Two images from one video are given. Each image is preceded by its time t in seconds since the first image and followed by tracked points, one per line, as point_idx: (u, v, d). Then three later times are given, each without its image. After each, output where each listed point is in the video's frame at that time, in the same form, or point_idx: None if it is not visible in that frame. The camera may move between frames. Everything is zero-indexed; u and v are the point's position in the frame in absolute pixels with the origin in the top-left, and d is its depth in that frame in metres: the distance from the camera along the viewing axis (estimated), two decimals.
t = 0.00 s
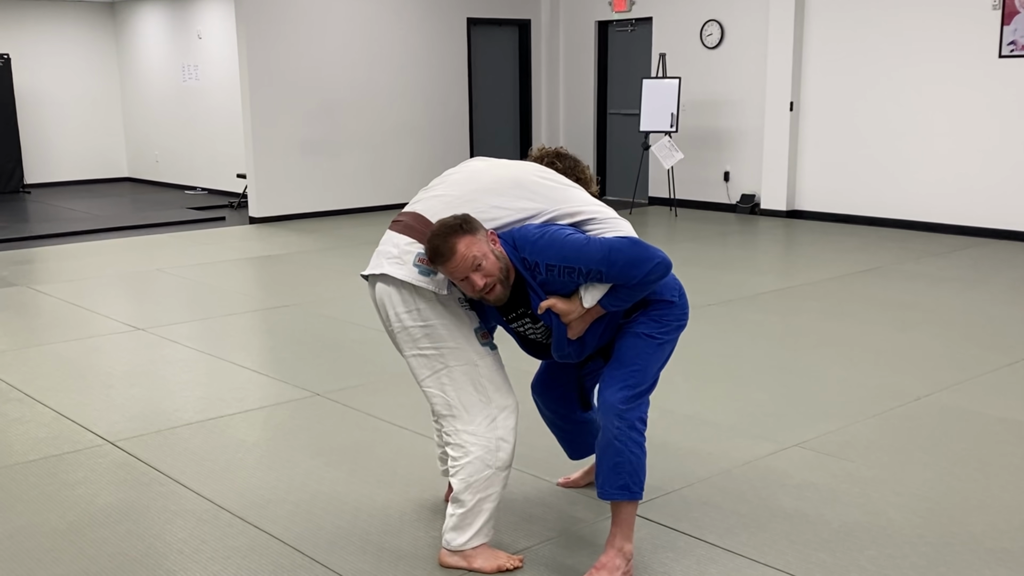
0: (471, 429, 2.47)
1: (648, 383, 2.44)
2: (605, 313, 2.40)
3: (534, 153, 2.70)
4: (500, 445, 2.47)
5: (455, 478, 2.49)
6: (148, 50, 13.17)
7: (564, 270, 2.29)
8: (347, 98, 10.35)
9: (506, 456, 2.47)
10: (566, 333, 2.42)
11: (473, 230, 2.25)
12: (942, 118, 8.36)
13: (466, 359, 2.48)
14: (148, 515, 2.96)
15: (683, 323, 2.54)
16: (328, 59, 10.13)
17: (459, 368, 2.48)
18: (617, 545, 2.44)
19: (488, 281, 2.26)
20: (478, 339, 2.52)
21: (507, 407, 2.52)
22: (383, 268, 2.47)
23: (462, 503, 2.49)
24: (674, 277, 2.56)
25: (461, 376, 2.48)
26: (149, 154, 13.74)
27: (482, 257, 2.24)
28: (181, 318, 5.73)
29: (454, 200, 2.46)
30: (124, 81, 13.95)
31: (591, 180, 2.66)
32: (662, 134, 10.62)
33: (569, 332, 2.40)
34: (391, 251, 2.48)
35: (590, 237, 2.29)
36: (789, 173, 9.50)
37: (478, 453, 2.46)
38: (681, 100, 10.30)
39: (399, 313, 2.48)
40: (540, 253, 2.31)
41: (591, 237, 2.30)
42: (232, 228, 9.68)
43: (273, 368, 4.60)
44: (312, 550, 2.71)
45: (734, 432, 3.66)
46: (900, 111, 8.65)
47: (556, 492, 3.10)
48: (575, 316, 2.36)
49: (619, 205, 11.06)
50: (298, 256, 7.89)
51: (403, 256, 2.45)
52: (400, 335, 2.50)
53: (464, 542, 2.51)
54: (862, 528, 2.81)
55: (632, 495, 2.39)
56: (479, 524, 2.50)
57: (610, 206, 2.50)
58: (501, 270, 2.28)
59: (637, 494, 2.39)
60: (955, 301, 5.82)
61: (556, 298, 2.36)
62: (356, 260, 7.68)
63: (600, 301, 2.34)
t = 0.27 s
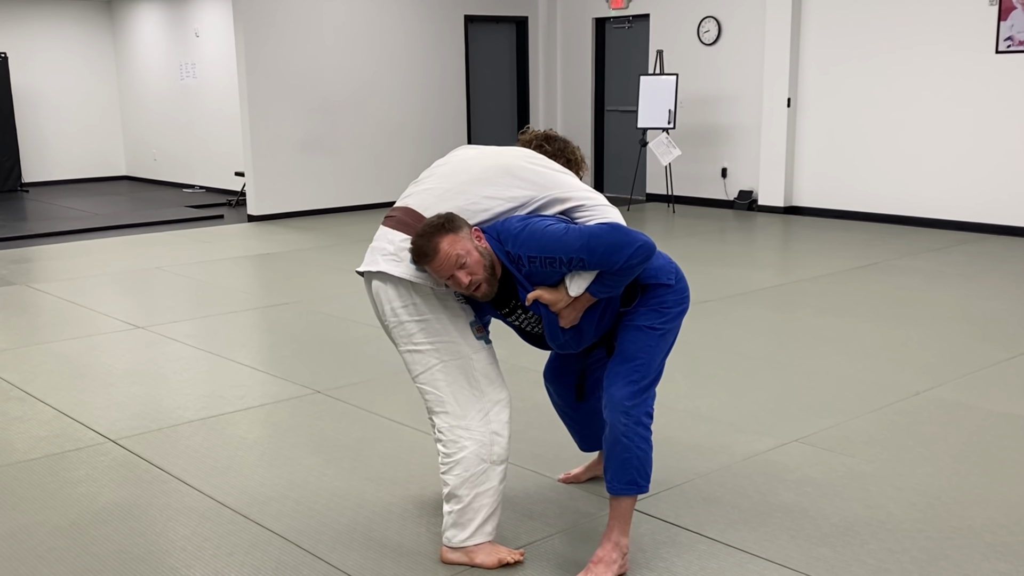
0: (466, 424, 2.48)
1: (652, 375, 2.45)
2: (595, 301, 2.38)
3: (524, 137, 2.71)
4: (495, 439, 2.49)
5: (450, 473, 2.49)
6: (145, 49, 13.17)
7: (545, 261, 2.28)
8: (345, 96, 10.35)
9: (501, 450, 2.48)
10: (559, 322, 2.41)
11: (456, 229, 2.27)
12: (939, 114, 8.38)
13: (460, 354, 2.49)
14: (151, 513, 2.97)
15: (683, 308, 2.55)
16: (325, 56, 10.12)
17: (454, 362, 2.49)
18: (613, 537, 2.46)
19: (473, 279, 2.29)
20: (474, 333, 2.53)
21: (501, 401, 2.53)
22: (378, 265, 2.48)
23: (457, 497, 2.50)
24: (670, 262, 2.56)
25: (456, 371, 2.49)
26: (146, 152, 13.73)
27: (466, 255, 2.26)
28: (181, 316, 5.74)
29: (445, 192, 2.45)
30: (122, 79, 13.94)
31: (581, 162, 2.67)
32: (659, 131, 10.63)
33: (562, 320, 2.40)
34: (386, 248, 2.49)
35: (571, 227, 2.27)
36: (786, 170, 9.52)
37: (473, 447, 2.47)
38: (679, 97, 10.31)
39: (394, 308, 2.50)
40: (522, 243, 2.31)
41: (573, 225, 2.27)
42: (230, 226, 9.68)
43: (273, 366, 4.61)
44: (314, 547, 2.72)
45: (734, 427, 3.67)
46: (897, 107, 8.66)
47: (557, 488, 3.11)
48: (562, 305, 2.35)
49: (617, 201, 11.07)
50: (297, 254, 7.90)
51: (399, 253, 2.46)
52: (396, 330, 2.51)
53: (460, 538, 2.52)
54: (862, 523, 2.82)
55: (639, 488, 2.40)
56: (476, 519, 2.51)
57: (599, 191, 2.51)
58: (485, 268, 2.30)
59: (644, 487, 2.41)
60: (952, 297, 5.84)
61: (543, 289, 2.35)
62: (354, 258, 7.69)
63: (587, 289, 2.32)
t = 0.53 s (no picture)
0: (466, 424, 2.48)
1: (651, 375, 2.44)
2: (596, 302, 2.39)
3: (522, 132, 2.67)
4: (495, 438, 2.48)
5: (451, 473, 2.49)
6: (143, 47, 13.15)
7: (546, 265, 2.28)
8: (342, 94, 10.34)
9: (501, 449, 2.47)
10: (562, 323, 2.42)
11: (460, 239, 2.28)
12: (938, 111, 8.38)
13: (461, 353, 2.48)
14: (151, 511, 2.97)
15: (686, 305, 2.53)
16: (323, 55, 10.11)
17: (454, 361, 2.48)
18: (603, 533, 2.47)
19: (475, 288, 2.32)
20: (475, 332, 2.52)
21: (502, 401, 2.52)
22: (379, 265, 2.48)
23: (458, 496, 2.49)
24: (674, 258, 2.54)
25: (457, 371, 2.48)
26: (144, 151, 13.71)
27: (468, 266, 2.28)
28: (180, 315, 5.73)
29: (445, 191, 2.44)
30: (119, 77, 13.91)
31: (579, 158, 2.64)
32: (658, 128, 10.62)
33: (564, 320, 2.41)
34: (386, 247, 2.49)
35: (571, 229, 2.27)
36: (784, 167, 9.51)
37: (473, 446, 2.46)
38: (677, 94, 10.30)
39: (395, 306, 2.49)
40: (523, 248, 2.31)
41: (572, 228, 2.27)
42: (229, 225, 9.68)
43: (272, 365, 4.61)
44: (314, 545, 2.72)
45: (733, 425, 3.67)
46: (895, 103, 8.66)
47: (557, 485, 3.11)
48: (564, 307, 2.36)
49: (615, 199, 11.07)
50: (295, 253, 7.89)
51: (399, 253, 2.46)
52: (397, 329, 2.51)
53: (462, 537, 2.52)
54: (862, 519, 2.82)
55: (633, 487, 2.41)
56: (477, 519, 2.51)
57: (600, 191, 2.49)
58: (488, 277, 2.33)
59: (638, 486, 2.42)
60: (951, 293, 5.84)
61: (544, 292, 2.36)
62: (352, 256, 7.68)
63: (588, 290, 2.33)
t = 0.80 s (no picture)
0: (464, 420, 2.48)
1: (644, 376, 2.45)
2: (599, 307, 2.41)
3: (532, 137, 2.69)
4: (493, 436, 2.48)
5: (449, 469, 2.50)
6: (140, 47, 13.14)
7: (552, 270, 2.29)
8: (341, 93, 10.33)
9: (499, 447, 2.48)
10: (563, 326, 2.43)
11: (467, 243, 2.28)
12: (936, 108, 8.38)
13: (460, 350, 2.49)
14: (150, 511, 2.98)
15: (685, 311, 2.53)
16: (321, 54, 10.10)
17: (453, 357, 2.48)
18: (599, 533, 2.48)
19: (480, 292, 2.32)
20: (474, 329, 2.52)
21: (501, 398, 2.52)
22: (381, 258, 2.48)
23: (456, 493, 2.50)
24: (675, 263, 2.55)
25: (455, 367, 2.49)
26: (143, 150, 13.70)
27: (475, 270, 2.29)
28: (178, 314, 5.73)
29: (452, 190, 2.45)
30: (117, 77, 13.91)
31: (587, 167, 2.67)
32: (656, 126, 10.62)
33: (565, 324, 2.42)
34: (388, 241, 2.50)
35: (578, 234, 2.28)
36: (783, 164, 9.51)
37: (471, 443, 2.46)
38: (675, 92, 10.29)
39: (395, 302, 2.50)
40: (529, 253, 2.31)
41: (579, 234, 2.28)
42: (227, 224, 9.68)
43: (271, 364, 4.61)
44: (314, 544, 2.72)
45: (733, 422, 3.68)
46: (893, 100, 8.66)
47: (556, 483, 3.11)
48: (568, 312, 2.37)
49: (613, 197, 11.07)
50: (293, 252, 7.88)
51: (401, 247, 2.46)
52: (396, 324, 2.51)
53: (459, 534, 2.53)
54: (861, 516, 2.83)
55: (625, 487, 2.42)
56: (475, 516, 2.51)
57: (607, 199, 2.48)
58: (494, 281, 2.34)
59: (630, 486, 2.42)
60: (950, 290, 5.84)
61: (548, 296, 2.36)
62: (351, 255, 7.68)
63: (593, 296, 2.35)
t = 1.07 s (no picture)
0: (463, 418, 2.49)
1: (642, 374, 2.45)
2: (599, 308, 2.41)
3: (534, 138, 2.69)
4: (491, 434, 2.49)
5: (447, 467, 2.50)
6: (138, 46, 13.13)
7: (554, 274, 2.29)
8: (340, 92, 10.33)
9: (497, 445, 2.48)
10: (563, 329, 2.44)
11: (470, 251, 2.27)
12: (934, 105, 8.38)
13: (458, 348, 2.49)
14: (150, 510, 2.98)
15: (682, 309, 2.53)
16: (319, 53, 10.10)
17: (451, 356, 2.49)
18: (597, 531, 2.48)
19: (480, 300, 2.33)
20: (472, 327, 2.52)
21: (499, 397, 2.53)
22: (380, 255, 2.49)
23: (454, 491, 2.50)
24: (673, 262, 2.55)
25: (454, 365, 2.49)
26: (141, 149, 13.69)
27: (477, 279, 2.29)
28: (177, 314, 5.73)
29: (453, 188, 2.45)
30: (115, 76, 13.89)
31: (590, 168, 2.67)
32: (655, 124, 10.62)
33: (565, 327, 2.42)
34: (388, 237, 2.50)
35: (578, 238, 2.28)
36: (782, 162, 9.51)
37: (470, 441, 2.47)
38: (674, 90, 10.29)
39: (394, 298, 2.50)
40: (531, 258, 2.31)
41: (579, 238, 2.28)
42: (226, 223, 9.67)
43: (270, 362, 4.61)
44: (314, 543, 2.72)
45: (732, 420, 3.68)
46: (892, 98, 8.66)
47: (556, 481, 3.11)
48: (568, 314, 2.38)
49: (613, 195, 11.06)
50: (292, 251, 7.88)
51: (400, 244, 2.46)
52: (395, 321, 2.51)
53: (457, 532, 2.53)
54: (860, 513, 2.83)
55: (626, 484, 2.42)
56: (473, 514, 2.52)
57: (609, 203, 2.47)
58: (495, 289, 2.34)
59: (630, 482, 2.42)
60: (949, 287, 5.85)
61: (548, 300, 2.37)
62: (350, 254, 7.68)
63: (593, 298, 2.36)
